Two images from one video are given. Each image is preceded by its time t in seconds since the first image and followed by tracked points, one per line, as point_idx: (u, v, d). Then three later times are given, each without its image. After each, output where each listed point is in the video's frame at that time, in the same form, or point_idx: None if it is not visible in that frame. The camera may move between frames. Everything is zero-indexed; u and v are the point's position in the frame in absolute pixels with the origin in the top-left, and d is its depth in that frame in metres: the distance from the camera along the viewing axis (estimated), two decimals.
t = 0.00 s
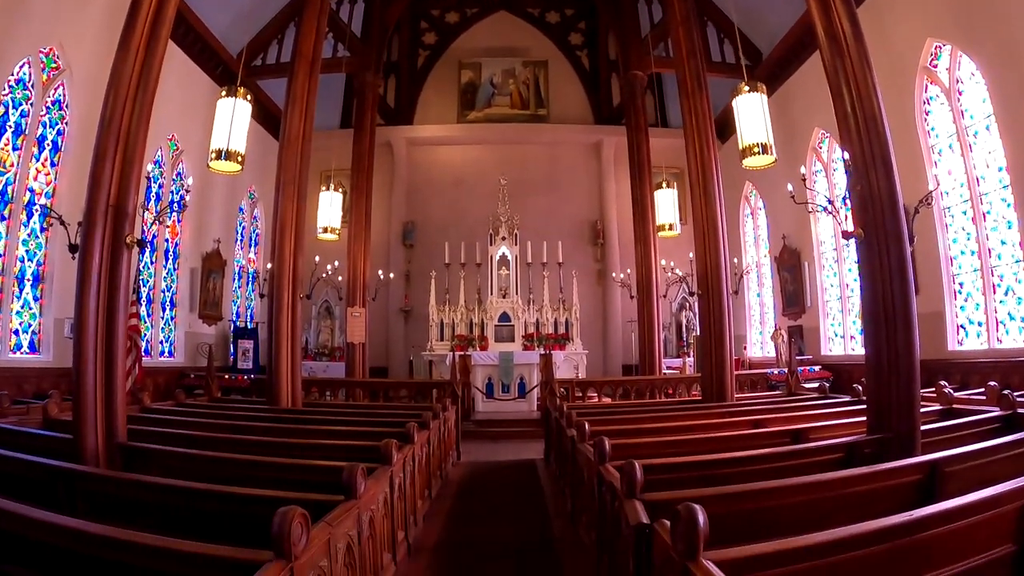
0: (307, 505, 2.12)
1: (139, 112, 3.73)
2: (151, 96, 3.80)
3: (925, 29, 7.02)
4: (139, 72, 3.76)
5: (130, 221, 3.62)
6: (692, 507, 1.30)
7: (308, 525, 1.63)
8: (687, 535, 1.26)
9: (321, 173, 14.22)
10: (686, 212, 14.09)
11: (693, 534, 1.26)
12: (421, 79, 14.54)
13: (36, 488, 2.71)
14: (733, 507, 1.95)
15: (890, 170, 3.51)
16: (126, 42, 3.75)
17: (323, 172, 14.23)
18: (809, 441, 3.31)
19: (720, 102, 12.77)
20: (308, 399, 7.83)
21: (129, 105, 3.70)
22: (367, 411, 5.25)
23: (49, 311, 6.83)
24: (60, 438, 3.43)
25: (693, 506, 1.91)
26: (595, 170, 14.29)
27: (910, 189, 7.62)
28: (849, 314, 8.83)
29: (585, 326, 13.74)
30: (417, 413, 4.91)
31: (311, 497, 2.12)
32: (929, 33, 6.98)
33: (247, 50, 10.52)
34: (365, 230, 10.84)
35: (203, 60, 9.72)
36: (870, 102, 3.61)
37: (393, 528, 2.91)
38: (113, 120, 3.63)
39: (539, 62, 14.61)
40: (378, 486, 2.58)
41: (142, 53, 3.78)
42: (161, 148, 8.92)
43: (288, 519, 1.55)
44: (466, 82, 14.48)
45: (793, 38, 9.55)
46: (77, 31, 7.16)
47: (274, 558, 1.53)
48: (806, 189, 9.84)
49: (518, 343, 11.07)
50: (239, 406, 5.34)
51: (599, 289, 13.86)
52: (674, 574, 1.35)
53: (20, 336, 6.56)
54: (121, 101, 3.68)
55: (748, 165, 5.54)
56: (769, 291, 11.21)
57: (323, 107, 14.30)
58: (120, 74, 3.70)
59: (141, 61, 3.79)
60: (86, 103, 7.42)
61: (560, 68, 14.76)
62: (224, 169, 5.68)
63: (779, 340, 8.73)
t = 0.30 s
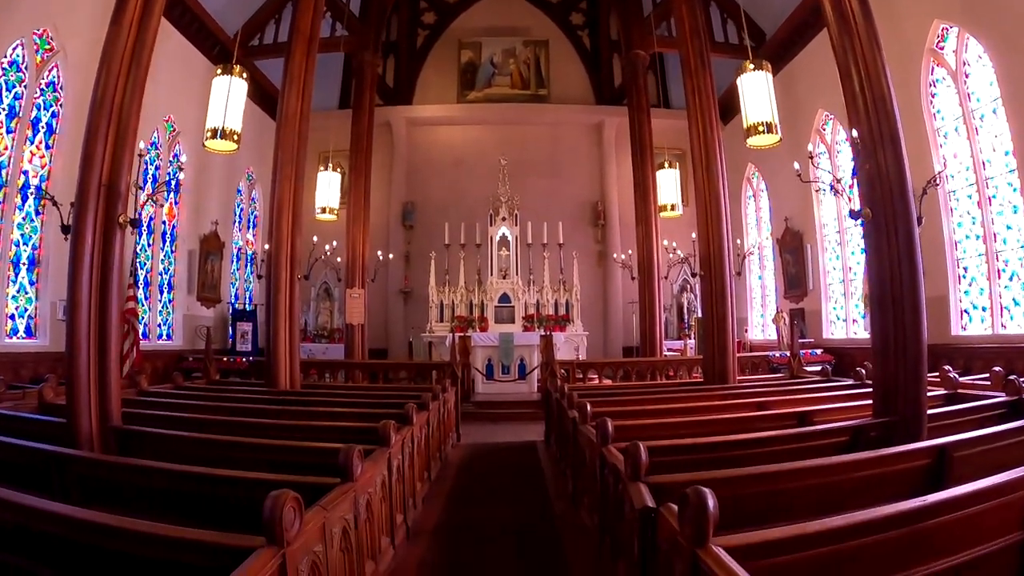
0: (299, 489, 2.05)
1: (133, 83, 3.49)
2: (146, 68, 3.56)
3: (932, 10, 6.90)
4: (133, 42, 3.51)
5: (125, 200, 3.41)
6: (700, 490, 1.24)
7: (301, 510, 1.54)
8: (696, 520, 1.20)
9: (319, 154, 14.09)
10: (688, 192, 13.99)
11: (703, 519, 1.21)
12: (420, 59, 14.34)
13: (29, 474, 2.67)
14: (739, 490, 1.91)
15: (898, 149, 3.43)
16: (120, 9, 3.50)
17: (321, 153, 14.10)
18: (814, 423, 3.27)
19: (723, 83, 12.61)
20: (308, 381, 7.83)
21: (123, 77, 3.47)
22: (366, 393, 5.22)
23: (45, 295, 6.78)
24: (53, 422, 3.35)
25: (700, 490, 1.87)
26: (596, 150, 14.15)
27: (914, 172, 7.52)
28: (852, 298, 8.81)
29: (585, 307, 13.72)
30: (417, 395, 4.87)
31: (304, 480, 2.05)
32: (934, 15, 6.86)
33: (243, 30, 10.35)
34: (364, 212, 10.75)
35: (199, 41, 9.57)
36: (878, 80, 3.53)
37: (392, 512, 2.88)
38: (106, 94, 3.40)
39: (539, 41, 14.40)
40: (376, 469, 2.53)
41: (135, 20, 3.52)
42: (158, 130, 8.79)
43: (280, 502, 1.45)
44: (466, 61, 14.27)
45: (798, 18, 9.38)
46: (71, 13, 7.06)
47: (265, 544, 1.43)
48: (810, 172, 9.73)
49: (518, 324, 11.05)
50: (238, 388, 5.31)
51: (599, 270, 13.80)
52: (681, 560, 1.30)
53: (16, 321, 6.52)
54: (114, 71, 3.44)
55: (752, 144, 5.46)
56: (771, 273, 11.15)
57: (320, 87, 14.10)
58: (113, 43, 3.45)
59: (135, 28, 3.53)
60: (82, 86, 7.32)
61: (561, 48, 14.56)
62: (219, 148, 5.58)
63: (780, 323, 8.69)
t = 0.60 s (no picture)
0: (283, 484, 1.97)
1: (123, 64, 3.37)
2: (137, 46, 3.45)
3: None
4: (124, 20, 3.40)
5: (112, 183, 3.30)
6: (716, 488, 1.16)
7: (279, 507, 1.44)
8: (711, 520, 1.12)
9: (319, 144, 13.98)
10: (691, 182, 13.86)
11: (719, 519, 1.12)
12: (421, 47, 14.18)
13: (12, 467, 2.59)
14: (750, 487, 1.83)
15: (912, 132, 3.33)
16: None
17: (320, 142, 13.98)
18: (823, 416, 3.19)
19: (728, 72, 12.46)
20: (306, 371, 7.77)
21: (113, 55, 3.35)
22: (365, 383, 5.15)
23: (39, 285, 6.70)
24: (39, 412, 3.26)
25: (706, 483, 1.79)
26: (599, 140, 14.01)
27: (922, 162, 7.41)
28: (859, 289, 8.74)
29: (587, 298, 13.63)
30: (415, 386, 4.80)
31: (290, 474, 1.97)
32: (945, 1, 6.76)
33: (242, 18, 10.22)
34: (363, 202, 10.64)
35: (196, 28, 9.44)
36: (891, 62, 3.43)
37: (385, 507, 2.81)
38: (95, 72, 3.28)
39: (542, 29, 14.23)
40: (367, 463, 2.45)
41: None
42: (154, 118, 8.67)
43: (256, 498, 1.36)
44: (467, 50, 14.09)
45: (804, 5, 9.23)
46: None
47: (239, 545, 1.34)
48: (815, 162, 9.59)
49: (519, 315, 10.97)
50: (235, 379, 5.25)
51: (602, 261, 13.69)
52: (693, 564, 1.22)
53: (9, 311, 6.44)
54: (104, 50, 3.33)
55: (760, 128, 5.36)
56: (775, 265, 11.05)
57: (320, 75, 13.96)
58: (105, 21, 3.33)
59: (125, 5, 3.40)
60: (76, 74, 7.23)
61: (563, 36, 14.39)
62: (213, 133, 5.47)
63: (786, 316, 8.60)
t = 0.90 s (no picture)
0: (260, 488, 1.87)
1: (105, 45, 3.25)
2: (119, 27, 3.33)
3: None
4: None
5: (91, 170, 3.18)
6: (729, 505, 1.06)
7: (241, 519, 1.32)
8: (725, 544, 1.02)
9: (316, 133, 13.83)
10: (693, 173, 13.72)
11: (733, 542, 1.02)
12: (420, 36, 13.99)
13: None
14: (759, 496, 1.74)
15: (928, 118, 3.22)
16: None
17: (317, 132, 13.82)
18: (832, 416, 3.09)
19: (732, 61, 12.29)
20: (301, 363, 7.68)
21: (94, 36, 3.22)
22: (359, 377, 5.05)
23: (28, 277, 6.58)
24: (17, 408, 3.15)
25: (713, 493, 1.70)
26: (600, 130, 13.85)
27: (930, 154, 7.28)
28: (863, 283, 8.64)
29: (587, 289, 13.52)
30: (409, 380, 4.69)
31: (267, 478, 1.86)
32: None
33: (237, 4, 10.04)
34: (359, 192, 10.51)
35: (190, 14, 9.27)
36: (906, 45, 3.31)
37: (372, 511, 2.70)
38: (76, 53, 3.17)
39: (542, 18, 14.03)
40: (349, 465, 2.33)
41: None
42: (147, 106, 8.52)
43: (214, 511, 1.23)
44: (466, 38, 13.90)
45: None
46: None
47: (195, 563, 1.21)
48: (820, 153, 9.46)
49: (518, 307, 10.87)
50: (227, 372, 5.15)
51: (603, 252, 13.56)
52: None
53: None
54: (85, 30, 3.20)
55: (766, 115, 5.24)
56: (779, 257, 10.93)
57: (317, 64, 13.80)
58: None
59: None
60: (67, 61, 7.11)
61: (565, 25, 14.21)
62: (201, 119, 5.33)
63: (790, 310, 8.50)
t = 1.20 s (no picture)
0: (245, 491, 1.79)
1: (90, 25, 3.15)
2: (105, 7, 3.23)
3: None
4: None
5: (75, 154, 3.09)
6: (754, 523, 0.98)
7: (208, 532, 1.24)
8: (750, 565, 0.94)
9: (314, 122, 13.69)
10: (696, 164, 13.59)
11: (758, 560, 0.95)
12: (421, 23, 13.83)
13: None
14: (772, 502, 1.66)
15: (947, 103, 3.11)
16: None
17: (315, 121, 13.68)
18: (843, 414, 3.01)
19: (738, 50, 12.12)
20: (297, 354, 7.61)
21: (79, 15, 3.12)
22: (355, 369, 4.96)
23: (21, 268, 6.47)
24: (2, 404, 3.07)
25: (724, 500, 1.62)
26: (603, 120, 13.70)
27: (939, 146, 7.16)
28: (870, 276, 8.56)
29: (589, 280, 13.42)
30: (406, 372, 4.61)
31: (250, 481, 1.78)
32: None
33: None
34: (358, 181, 10.40)
35: None
36: (923, 28, 3.20)
37: (362, 512, 2.62)
38: (60, 33, 3.07)
39: (545, 6, 13.85)
40: (337, 465, 2.25)
41: None
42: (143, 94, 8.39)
43: (176, 522, 1.14)
44: (468, 26, 13.71)
45: None
46: None
47: None
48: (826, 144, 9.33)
49: (519, 298, 10.78)
50: (221, 364, 5.06)
51: (605, 243, 13.46)
52: None
53: None
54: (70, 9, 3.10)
55: (775, 102, 5.11)
56: (783, 250, 10.82)
57: (316, 51, 13.65)
58: None
59: None
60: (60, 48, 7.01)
61: (567, 13, 14.02)
62: (193, 104, 5.23)
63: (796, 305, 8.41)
